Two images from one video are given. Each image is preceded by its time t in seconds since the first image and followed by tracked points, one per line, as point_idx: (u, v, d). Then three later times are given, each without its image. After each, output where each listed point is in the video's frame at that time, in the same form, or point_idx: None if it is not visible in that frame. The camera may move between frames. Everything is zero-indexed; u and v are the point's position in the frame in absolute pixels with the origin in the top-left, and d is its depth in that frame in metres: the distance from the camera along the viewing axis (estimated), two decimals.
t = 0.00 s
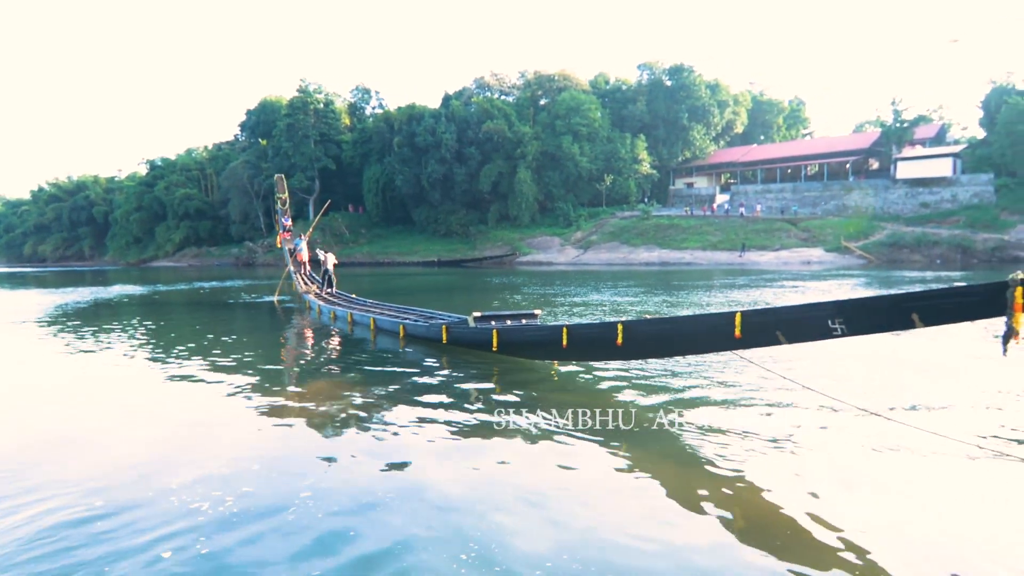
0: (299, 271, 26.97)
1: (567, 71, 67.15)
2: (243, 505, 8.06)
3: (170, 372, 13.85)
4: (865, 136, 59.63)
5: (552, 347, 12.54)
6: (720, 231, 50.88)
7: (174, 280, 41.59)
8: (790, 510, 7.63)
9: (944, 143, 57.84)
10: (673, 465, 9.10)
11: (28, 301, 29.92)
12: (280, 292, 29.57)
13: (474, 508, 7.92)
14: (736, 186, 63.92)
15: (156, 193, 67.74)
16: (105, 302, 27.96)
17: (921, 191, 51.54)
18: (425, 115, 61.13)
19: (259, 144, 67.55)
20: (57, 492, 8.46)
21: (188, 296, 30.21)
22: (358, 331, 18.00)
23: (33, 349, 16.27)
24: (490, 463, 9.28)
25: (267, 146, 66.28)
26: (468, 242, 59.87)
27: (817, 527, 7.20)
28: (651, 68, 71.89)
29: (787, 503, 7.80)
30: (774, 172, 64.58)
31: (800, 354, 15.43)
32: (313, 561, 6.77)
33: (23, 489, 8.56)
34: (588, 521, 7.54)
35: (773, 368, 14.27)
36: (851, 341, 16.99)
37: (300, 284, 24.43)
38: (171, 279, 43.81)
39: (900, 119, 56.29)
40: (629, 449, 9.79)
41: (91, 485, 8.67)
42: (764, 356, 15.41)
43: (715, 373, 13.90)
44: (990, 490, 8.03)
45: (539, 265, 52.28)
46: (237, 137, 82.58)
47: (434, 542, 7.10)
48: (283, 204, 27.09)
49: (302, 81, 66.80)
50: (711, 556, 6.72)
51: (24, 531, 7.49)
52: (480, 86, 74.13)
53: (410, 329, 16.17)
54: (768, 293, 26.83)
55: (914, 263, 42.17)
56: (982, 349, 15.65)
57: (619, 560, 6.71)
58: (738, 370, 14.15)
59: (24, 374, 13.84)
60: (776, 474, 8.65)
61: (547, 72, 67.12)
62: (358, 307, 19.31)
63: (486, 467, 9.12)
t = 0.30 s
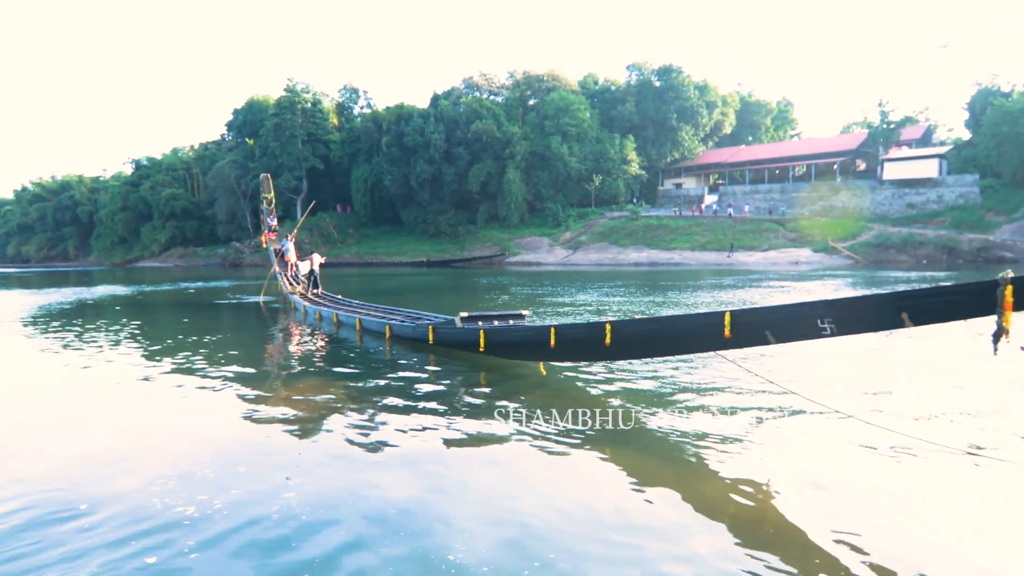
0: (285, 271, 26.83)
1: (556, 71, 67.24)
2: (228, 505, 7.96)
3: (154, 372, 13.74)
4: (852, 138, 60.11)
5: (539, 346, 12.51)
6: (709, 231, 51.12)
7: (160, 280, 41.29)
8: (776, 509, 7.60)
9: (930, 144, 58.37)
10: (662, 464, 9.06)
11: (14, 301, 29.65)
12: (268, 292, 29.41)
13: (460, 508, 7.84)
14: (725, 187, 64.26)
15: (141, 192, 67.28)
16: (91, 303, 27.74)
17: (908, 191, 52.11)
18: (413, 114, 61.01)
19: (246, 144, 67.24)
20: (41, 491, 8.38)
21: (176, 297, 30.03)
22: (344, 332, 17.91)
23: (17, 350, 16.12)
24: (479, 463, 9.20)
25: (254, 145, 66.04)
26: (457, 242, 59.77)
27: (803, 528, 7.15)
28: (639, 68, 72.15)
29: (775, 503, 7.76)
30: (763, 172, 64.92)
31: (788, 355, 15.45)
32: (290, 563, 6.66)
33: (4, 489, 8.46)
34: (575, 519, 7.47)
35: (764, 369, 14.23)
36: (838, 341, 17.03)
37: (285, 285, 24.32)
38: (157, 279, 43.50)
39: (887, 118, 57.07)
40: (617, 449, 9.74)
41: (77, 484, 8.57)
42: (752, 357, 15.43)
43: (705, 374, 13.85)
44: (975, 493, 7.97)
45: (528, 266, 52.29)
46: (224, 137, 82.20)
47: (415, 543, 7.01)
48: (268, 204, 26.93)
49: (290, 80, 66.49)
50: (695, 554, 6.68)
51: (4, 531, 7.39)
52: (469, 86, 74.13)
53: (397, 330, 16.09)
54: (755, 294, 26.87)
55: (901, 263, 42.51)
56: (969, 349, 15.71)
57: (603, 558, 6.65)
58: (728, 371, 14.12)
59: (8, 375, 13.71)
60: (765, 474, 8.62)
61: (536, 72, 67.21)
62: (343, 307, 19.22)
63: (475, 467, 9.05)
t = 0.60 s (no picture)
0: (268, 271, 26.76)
1: (543, 71, 67.27)
2: (214, 505, 7.89)
3: (140, 373, 13.67)
4: (838, 138, 60.37)
5: (524, 346, 12.50)
6: (696, 231, 51.24)
7: (145, 280, 41.09)
8: (765, 507, 7.54)
9: (914, 145, 58.85)
10: (653, 462, 9.03)
11: None
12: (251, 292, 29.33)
13: (447, 507, 7.76)
14: (711, 187, 64.42)
15: (125, 191, 66.90)
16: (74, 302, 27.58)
17: (893, 192, 52.44)
18: (399, 114, 60.93)
19: (230, 144, 66.99)
20: (26, 491, 8.34)
21: (160, 296, 29.88)
22: (328, 332, 17.85)
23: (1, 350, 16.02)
24: (467, 461, 9.17)
25: (239, 145, 65.81)
26: (443, 241, 59.72)
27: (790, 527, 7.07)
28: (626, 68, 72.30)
29: (763, 500, 7.70)
30: (749, 172, 65.10)
31: (771, 354, 15.50)
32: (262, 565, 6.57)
33: None
34: (561, 519, 7.41)
35: (750, 369, 14.20)
36: (821, 341, 17.11)
37: (269, 284, 24.25)
38: (142, 278, 43.25)
39: (872, 119, 57.31)
40: (604, 447, 9.71)
41: (64, 485, 8.53)
42: (736, 356, 15.48)
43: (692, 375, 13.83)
44: (964, 492, 7.89)
45: (515, 265, 52.29)
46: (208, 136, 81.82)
47: (393, 544, 6.92)
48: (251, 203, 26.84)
49: (275, 79, 66.27)
50: (678, 555, 6.61)
51: None
52: (456, 86, 74.09)
53: (381, 329, 16.06)
54: (740, 293, 26.92)
55: (887, 263, 42.68)
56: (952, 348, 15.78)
57: (583, 560, 6.58)
58: (714, 372, 14.09)
59: None
60: (755, 471, 8.58)
61: (523, 72, 67.25)
62: (328, 307, 19.18)
63: (463, 466, 9.00)
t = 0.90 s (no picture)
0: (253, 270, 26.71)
1: (530, 70, 67.32)
2: (194, 505, 7.80)
3: (124, 372, 13.59)
4: (824, 138, 60.53)
5: (509, 345, 12.49)
6: (683, 230, 51.28)
7: (130, 279, 40.90)
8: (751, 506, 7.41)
9: (899, 144, 59.12)
10: (640, 460, 8.97)
11: None
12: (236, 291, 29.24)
13: (429, 508, 7.62)
14: (698, 186, 64.48)
15: (111, 190, 66.60)
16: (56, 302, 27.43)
17: (880, 191, 52.60)
18: (386, 113, 60.91)
19: (217, 142, 66.80)
20: (6, 490, 8.27)
21: (144, 296, 29.74)
22: (312, 332, 17.82)
23: None
24: (454, 459, 9.13)
25: (225, 143, 65.78)
26: (430, 241, 59.70)
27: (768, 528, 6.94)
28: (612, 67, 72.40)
29: (749, 496, 7.66)
30: (737, 172, 65.17)
31: (756, 353, 15.51)
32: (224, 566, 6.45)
33: None
34: (543, 520, 7.29)
35: (740, 369, 14.11)
36: (806, 339, 17.13)
37: (254, 284, 24.19)
38: (127, 277, 43.05)
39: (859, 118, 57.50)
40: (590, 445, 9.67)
41: (47, 484, 8.48)
42: (722, 355, 15.48)
43: (677, 374, 13.79)
44: (953, 490, 7.73)
45: (503, 265, 52.28)
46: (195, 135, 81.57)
47: (361, 545, 6.80)
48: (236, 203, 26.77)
49: (262, 79, 66.13)
50: (654, 557, 6.48)
51: None
52: (443, 85, 74.12)
53: (365, 328, 16.03)
54: (726, 292, 26.96)
55: (873, 262, 42.74)
56: (936, 347, 15.84)
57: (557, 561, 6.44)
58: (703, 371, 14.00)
59: None
60: (742, 467, 8.55)
61: (510, 71, 67.30)
62: (312, 306, 19.14)
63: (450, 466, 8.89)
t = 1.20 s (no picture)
0: (238, 269, 26.68)
1: (517, 69, 67.42)
2: (179, 503, 7.71)
3: (108, 373, 13.55)
4: (812, 137, 60.61)
5: (496, 343, 12.50)
6: (671, 229, 51.32)
7: (116, 279, 40.78)
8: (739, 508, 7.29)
9: (887, 142, 59.50)
10: (631, 459, 8.89)
11: None
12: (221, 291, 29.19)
13: (415, 510, 7.50)
14: (686, 185, 64.53)
15: (99, 189, 66.43)
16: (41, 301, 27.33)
17: (868, 189, 52.79)
18: (375, 112, 60.92)
19: (205, 142, 66.68)
20: None
21: (129, 295, 29.70)
22: (297, 331, 17.81)
23: None
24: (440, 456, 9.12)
25: (214, 142, 65.72)
26: (419, 240, 59.76)
27: (754, 531, 6.82)
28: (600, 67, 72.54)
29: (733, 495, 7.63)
30: (724, 171, 65.27)
31: (739, 351, 15.55)
32: (198, 566, 6.36)
33: None
34: (529, 522, 7.17)
35: (729, 367, 14.09)
36: (790, 336, 17.19)
37: (239, 282, 24.16)
38: (114, 277, 42.94)
39: (847, 118, 57.68)
40: (577, 443, 9.63)
41: (30, 481, 8.44)
42: (706, 354, 15.50)
43: (662, 372, 13.80)
44: (946, 496, 7.56)
45: (491, 264, 52.34)
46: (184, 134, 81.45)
47: (337, 546, 6.68)
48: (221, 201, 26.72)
49: (250, 78, 66.04)
50: (635, 556, 6.42)
51: None
52: (431, 84, 74.24)
53: (351, 326, 16.04)
54: (714, 290, 27.03)
55: (861, 261, 42.82)
56: (921, 344, 15.90)
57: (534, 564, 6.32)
58: (691, 369, 13.99)
59: None
60: (729, 466, 8.50)
61: (498, 71, 67.39)
62: (298, 305, 19.14)
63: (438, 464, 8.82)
